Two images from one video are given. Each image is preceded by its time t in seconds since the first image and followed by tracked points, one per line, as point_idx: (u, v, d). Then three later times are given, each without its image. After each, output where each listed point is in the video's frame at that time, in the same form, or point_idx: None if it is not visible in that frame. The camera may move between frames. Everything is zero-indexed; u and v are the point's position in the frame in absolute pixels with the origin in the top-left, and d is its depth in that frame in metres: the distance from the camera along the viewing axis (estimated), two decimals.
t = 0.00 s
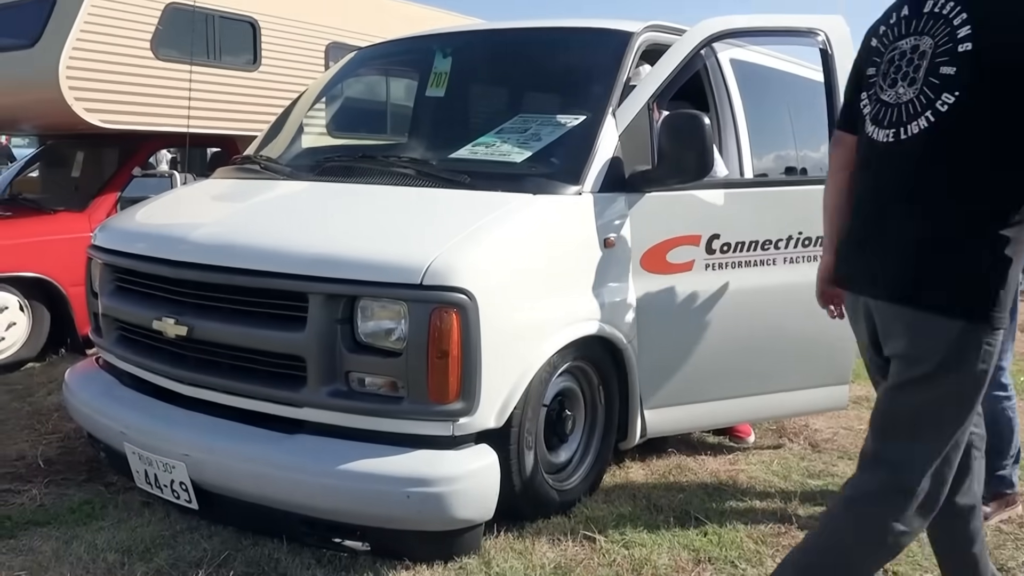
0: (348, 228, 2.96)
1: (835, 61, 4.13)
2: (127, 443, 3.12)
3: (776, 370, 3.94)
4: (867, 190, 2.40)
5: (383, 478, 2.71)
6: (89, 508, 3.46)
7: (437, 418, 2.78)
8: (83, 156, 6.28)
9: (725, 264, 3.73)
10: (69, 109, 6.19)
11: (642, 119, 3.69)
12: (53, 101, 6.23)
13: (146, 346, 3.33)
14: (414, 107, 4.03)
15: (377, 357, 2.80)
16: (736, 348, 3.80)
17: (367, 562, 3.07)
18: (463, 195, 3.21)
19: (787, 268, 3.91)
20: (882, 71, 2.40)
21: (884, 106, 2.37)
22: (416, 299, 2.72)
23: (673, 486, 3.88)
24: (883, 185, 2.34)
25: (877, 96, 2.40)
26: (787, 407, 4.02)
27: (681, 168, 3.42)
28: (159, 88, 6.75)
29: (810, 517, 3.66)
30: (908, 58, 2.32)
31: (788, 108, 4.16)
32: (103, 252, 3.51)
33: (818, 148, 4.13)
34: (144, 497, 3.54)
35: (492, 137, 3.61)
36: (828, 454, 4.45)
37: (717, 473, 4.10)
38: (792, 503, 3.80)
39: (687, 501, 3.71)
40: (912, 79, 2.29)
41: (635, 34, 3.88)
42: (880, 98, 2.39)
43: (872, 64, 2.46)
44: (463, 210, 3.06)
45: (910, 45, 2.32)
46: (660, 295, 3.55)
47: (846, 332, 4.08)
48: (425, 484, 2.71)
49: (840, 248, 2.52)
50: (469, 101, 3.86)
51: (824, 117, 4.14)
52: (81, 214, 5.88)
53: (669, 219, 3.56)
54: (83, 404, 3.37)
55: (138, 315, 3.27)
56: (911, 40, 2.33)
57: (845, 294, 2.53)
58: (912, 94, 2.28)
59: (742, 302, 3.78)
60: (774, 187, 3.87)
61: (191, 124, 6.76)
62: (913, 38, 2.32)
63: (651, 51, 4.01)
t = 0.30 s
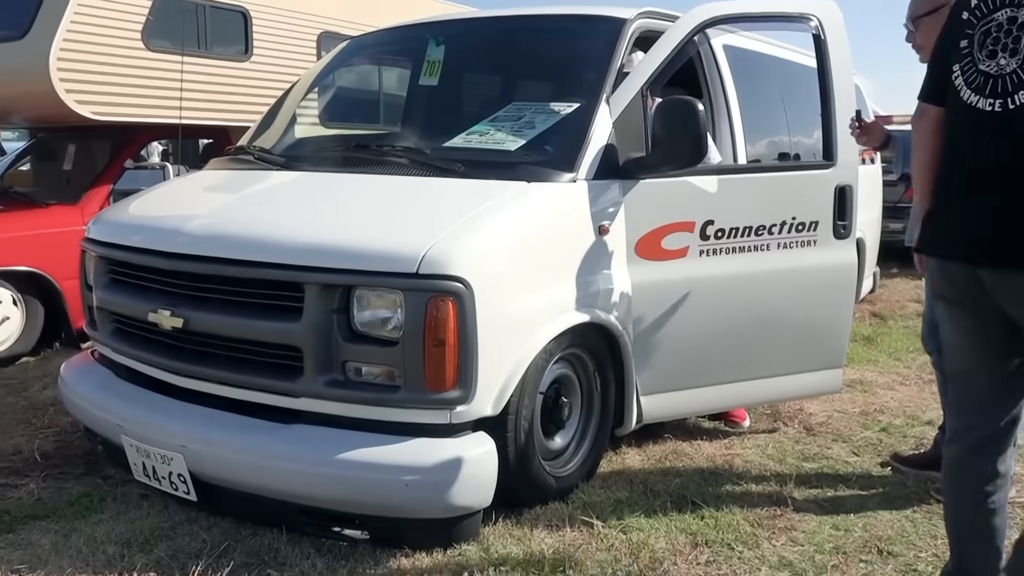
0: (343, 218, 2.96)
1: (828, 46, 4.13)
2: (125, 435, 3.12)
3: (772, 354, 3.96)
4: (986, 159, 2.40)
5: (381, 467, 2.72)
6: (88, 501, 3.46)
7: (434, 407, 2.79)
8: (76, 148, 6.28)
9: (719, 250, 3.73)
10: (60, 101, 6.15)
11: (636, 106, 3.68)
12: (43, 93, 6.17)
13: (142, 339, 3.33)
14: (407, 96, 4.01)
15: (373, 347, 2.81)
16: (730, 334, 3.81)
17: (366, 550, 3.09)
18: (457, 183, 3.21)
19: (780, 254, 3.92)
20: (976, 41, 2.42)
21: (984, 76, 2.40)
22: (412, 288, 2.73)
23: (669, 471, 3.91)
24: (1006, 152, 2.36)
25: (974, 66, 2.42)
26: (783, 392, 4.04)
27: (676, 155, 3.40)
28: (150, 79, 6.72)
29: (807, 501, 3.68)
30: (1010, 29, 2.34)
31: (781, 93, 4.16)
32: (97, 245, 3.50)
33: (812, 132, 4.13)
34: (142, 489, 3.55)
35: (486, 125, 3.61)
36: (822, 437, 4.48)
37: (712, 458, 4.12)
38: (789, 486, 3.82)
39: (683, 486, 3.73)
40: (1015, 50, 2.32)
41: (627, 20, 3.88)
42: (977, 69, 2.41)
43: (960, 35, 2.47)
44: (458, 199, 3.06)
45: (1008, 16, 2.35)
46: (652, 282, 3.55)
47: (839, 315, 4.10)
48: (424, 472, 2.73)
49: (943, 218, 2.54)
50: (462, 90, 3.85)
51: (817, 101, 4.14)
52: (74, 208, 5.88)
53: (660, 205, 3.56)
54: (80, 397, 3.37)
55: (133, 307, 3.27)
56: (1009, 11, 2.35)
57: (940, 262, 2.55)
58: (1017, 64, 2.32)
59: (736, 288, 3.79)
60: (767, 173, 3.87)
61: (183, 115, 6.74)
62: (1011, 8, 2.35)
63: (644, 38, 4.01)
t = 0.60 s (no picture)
0: (338, 212, 2.96)
1: (824, 44, 4.14)
2: (118, 428, 3.12)
3: (765, 351, 3.97)
4: None
5: (375, 462, 2.72)
6: (80, 493, 3.46)
7: (427, 402, 2.79)
8: (70, 139, 6.22)
9: (713, 247, 3.74)
10: (55, 92, 6.12)
11: (632, 102, 3.69)
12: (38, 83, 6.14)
13: (135, 331, 3.33)
14: (403, 90, 4.00)
15: (367, 341, 2.81)
16: (724, 331, 3.82)
17: (359, 544, 3.09)
18: (452, 178, 3.21)
19: (775, 251, 3.93)
20: None
21: None
22: (407, 283, 2.73)
23: (661, 467, 3.92)
24: None
25: None
26: (776, 389, 4.05)
27: (671, 151, 3.40)
28: (146, 70, 6.69)
29: (800, 498, 3.69)
30: None
31: (777, 90, 4.16)
32: (91, 237, 3.49)
33: (807, 130, 4.13)
34: (135, 482, 3.55)
35: (482, 120, 3.61)
36: (815, 434, 4.49)
37: (704, 454, 4.13)
38: (781, 484, 3.83)
39: (676, 482, 3.74)
40: None
41: (624, 16, 3.88)
42: None
43: None
44: (455, 193, 3.06)
45: None
46: (646, 279, 3.56)
47: (832, 313, 4.11)
48: (417, 467, 2.73)
49: None
50: (457, 84, 3.85)
51: (813, 99, 4.15)
52: (68, 199, 5.87)
53: (655, 201, 3.56)
54: (73, 389, 3.36)
55: (127, 299, 3.26)
56: None
57: None
58: None
59: (730, 285, 3.80)
60: (762, 170, 3.88)
61: (178, 107, 6.71)
62: None
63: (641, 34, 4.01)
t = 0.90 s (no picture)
0: (331, 218, 2.96)
1: (817, 52, 4.16)
2: (110, 433, 3.11)
3: (759, 359, 3.98)
4: None
5: (367, 468, 2.72)
6: (72, 498, 3.46)
7: (420, 408, 2.79)
8: (65, 144, 6.20)
9: (707, 254, 3.75)
10: (50, 96, 6.11)
11: (626, 109, 3.70)
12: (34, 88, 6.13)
13: (128, 336, 3.32)
14: (398, 96, 4.01)
15: (360, 347, 2.81)
16: (717, 338, 3.83)
17: (351, 551, 3.09)
18: (446, 184, 3.22)
19: (768, 259, 3.94)
20: None
21: None
22: (400, 289, 2.73)
23: (655, 475, 3.92)
24: None
25: None
26: (769, 396, 4.06)
27: (665, 158, 3.41)
28: (142, 75, 6.69)
29: (793, 506, 3.69)
30: None
31: (771, 97, 4.18)
32: (84, 242, 3.49)
33: (801, 138, 4.14)
34: (127, 487, 3.54)
35: (476, 126, 3.61)
36: (808, 442, 4.50)
37: (698, 461, 4.13)
38: (774, 491, 3.83)
39: (668, 489, 3.75)
40: None
41: (618, 23, 3.90)
42: None
43: None
44: (448, 199, 3.07)
45: None
46: (639, 285, 3.56)
47: (825, 321, 4.12)
48: (409, 473, 2.73)
49: None
50: (452, 90, 3.85)
51: (807, 106, 4.16)
52: (63, 203, 5.87)
53: (649, 208, 3.57)
54: (65, 394, 3.36)
55: (120, 305, 3.26)
56: None
57: None
58: None
59: (723, 292, 3.80)
60: (755, 177, 3.89)
61: (173, 112, 6.72)
62: None
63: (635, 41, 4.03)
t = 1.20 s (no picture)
0: (333, 222, 2.97)
1: (818, 58, 4.17)
2: (111, 437, 3.11)
3: (760, 363, 3.97)
4: None
5: (368, 473, 2.72)
6: (72, 503, 3.46)
7: (421, 412, 2.79)
8: (66, 149, 6.25)
9: (708, 259, 3.75)
10: (53, 102, 6.12)
11: (627, 115, 3.71)
12: (36, 94, 6.13)
13: (130, 340, 3.32)
14: (399, 102, 4.02)
15: (362, 352, 2.82)
16: (718, 343, 3.82)
17: (351, 555, 3.08)
18: (448, 189, 3.22)
19: (769, 264, 3.94)
20: None
21: None
22: (401, 293, 2.74)
23: (655, 479, 3.92)
24: None
25: None
26: (770, 401, 4.05)
27: (665, 163, 3.42)
28: (144, 81, 6.70)
29: (795, 511, 3.68)
30: None
31: (772, 104, 4.19)
32: (85, 247, 3.49)
33: (802, 143, 4.15)
34: (127, 492, 3.54)
35: (477, 132, 3.62)
36: (809, 447, 4.50)
37: (698, 466, 4.13)
38: (776, 497, 3.82)
39: (669, 494, 3.74)
40: None
41: (619, 30, 3.91)
42: None
43: None
44: (450, 204, 3.07)
45: None
46: (640, 291, 3.57)
47: (826, 326, 4.12)
48: (410, 478, 2.73)
49: None
50: (454, 96, 3.86)
51: (807, 112, 4.17)
52: (65, 208, 5.88)
53: (650, 212, 3.57)
54: (66, 399, 3.36)
55: (122, 309, 3.26)
56: None
57: None
58: None
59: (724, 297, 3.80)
60: (756, 183, 3.89)
61: (175, 118, 6.73)
62: None
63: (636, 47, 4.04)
